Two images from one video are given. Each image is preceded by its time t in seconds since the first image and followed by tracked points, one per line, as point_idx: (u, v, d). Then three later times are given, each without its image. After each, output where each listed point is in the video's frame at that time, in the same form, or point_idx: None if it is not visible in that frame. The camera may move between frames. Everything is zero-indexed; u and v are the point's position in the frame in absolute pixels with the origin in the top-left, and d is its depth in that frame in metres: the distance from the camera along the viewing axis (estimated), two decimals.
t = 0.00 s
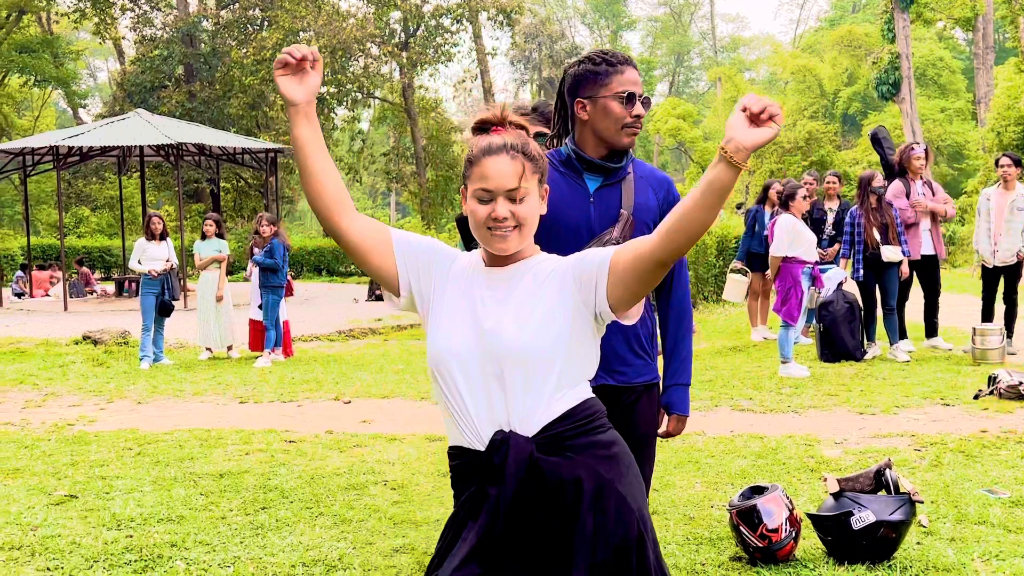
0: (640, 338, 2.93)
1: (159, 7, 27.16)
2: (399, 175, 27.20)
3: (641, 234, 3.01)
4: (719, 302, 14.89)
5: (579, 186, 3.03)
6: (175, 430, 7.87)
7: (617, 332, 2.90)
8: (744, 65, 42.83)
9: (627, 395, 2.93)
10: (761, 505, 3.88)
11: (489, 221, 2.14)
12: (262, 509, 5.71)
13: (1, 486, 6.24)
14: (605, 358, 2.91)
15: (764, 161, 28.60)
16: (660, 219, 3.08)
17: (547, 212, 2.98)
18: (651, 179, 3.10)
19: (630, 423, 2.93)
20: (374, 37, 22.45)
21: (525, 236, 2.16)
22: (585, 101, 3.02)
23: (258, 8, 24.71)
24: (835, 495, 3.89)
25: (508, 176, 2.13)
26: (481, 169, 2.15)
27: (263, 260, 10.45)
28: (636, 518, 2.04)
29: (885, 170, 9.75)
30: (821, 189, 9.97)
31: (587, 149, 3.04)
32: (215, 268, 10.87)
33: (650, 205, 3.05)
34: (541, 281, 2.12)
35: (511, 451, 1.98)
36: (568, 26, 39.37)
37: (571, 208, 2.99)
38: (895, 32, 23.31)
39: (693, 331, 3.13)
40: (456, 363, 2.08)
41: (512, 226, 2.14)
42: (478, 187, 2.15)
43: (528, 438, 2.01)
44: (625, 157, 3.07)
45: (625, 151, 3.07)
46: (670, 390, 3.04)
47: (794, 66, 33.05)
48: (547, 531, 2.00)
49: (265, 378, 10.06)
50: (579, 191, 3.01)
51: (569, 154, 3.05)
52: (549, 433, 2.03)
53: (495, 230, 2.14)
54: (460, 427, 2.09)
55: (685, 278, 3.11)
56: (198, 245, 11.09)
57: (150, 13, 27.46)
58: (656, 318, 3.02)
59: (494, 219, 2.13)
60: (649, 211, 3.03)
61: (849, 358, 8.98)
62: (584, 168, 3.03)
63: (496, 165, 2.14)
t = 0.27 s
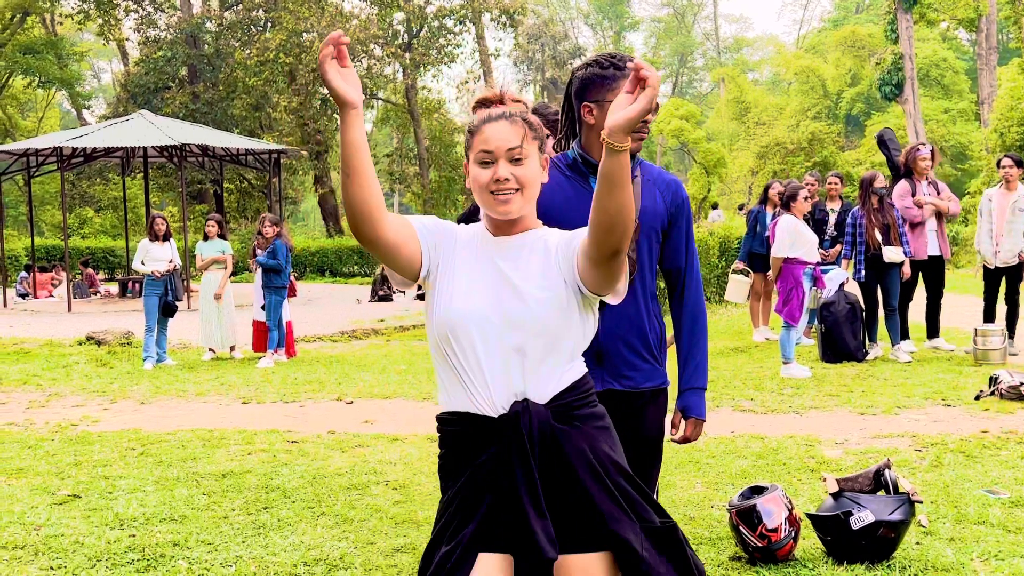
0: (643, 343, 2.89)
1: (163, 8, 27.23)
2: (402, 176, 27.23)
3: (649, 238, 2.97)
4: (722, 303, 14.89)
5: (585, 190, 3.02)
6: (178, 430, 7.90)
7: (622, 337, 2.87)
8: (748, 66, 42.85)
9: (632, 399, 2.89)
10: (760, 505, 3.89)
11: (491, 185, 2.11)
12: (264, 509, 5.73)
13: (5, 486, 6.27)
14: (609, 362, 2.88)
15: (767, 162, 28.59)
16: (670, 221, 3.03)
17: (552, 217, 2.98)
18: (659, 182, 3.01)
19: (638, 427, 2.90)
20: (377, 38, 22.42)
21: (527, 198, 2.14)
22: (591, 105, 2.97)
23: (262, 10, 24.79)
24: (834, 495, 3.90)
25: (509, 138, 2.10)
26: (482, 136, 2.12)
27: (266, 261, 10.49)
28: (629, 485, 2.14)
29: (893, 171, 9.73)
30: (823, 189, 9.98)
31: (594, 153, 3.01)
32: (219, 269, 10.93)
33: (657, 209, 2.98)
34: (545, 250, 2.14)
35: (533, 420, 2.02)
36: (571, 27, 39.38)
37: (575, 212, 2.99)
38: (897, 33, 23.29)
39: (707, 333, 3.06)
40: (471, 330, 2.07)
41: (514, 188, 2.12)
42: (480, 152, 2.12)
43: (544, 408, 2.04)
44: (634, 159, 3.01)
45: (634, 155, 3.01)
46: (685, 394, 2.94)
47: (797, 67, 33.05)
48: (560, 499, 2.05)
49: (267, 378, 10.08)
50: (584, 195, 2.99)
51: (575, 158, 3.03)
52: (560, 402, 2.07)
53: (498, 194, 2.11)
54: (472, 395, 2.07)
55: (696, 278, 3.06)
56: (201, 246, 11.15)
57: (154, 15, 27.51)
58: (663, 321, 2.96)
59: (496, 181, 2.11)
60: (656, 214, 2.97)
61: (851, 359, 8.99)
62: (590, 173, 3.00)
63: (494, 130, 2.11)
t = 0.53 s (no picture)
0: (646, 342, 2.91)
1: (166, 9, 27.28)
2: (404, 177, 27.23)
3: (653, 237, 2.97)
4: (723, 304, 14.88)
5: (589, 189, 3.00)
6: (180, 430, 7.91)
7: (623, 336, 2.88)
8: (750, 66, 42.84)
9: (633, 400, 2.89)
10: (759, 505, 3.89)
11: (488, 175, 2.09)
12: (264, 510, 5.73)
13: (7, 486, 6.28)
14: (611, 363, 2.89)
15: (769, 163, 28.58)
16: (674, 219, 3.02)
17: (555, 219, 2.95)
18: (661, 179, 3.02)
19: (641, 425, 2.90)
20: (379, 39, 22.44)
21: (524, 190, 2.12)
22: (592, 105, 2.97)
23: (264, 11, 24.87)
24: (834, 496, 3.90)
25: (505, 128, 2.08)
26: (479, 126, 2.10)
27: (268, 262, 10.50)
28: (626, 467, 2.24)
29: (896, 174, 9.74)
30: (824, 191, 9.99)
31: (596, 152, 3.00)
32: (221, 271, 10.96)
33: (659, 206, 2.98)
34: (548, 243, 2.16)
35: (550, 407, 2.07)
36: (573, 27, 39.38)
37: (577, 212, 2.98)
38: (899, 34, 23.27)
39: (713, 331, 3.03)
40: (481, 318, 2.08)
41: (511, 178, 2.09)
42: (477, 141, 2.09)
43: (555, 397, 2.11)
44: (635, 158, 3.01)
45: (635, 154, 3.01)
46: (693, 391, 2.91)
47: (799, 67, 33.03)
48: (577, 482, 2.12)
49: (269, 379, 10.08)
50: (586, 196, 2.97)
51: (577, 157, 3.02)
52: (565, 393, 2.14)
53: (497, 186, 2.10)
54: (480, 382, 2.08)
55: (701, 276, 3.05)
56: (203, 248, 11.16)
57: (156, 15, 27.55)
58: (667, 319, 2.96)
59: (494, 171, 2.08)
60: (659, 213, 2.97)
61: (852, 359, 8.99)
62: (593, 172, 2.99)
63: (490, 122, 2.10)
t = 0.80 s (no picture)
0: (646, 340, 2.90)
1: (169, 11, 27.38)
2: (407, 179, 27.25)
3: (655, 233, 2.96)
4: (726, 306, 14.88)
5: (588, 186, 2.98)
6: (182, 431, 7.92)
7: (623, 334, 2.89)
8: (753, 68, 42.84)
9: (633, 398, 2.89)
10: (758, 507, 3.89)
11: (484, 207, 2.15)
12: (264, 511, 5.74)
13: (8, 487, 6.29)
14: (611, 362, 2.89)
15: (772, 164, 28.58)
16: (676, 215, 3.01)
17: (556, 217, 2.95)
18: (663, 176, 3.01)
19: (641, 423, 2.89)
20: (382, 41, 22.51)
21: (517, 221, 2.18)
22: (592, 103, 2.97)
23: (268, 13, 25.03)
24: (833, 498, 3.90)
25: (499, 163, 2.15)
26: (474, 159, 2.18)
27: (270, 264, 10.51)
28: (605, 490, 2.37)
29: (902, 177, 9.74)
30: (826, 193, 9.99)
31: (596, 151, 2.99)
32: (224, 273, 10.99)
33: (661, 203, 2.98)
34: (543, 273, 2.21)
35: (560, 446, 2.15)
36: (576, 29, 39.42)
37: (578, 209, 2.95)
38: (901, 36, 23.28)
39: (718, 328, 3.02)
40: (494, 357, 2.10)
41: (504, 210, 2.15)
42: (471, 175, 2.16)
43: (557, 442, 2.15)
44: (637, 155, 3.01)
45: (636, 152, 3.00)
46: (697, 387, 2.89)
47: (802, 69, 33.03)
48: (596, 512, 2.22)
49: (271, 381, 10.09)
50: (588, 192, 2.96)
51: (577, 154, 3.00)
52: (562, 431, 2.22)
53: (491, 217, 2.16)
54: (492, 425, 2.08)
55: (707, 274, 3.04)
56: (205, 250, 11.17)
57: (159, 17, 27.64)
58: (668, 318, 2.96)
59: (487, 204, 2.15)
60: (661, 209, 2.96)
61: (854, 361, 8.97)
62: (593, 169, 2.98)
63: (485, 156, 2.17)
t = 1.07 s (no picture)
0: (644, 344, 2.90)
1: (172, 13, 27.43)
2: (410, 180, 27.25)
3: (654, 236, 2.96)
4: (728, 309, 14.86)
5: (587, 189, 2.97)
6: (182, 434, 7.92)
7: (619, 339, 2.89)
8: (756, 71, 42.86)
9: (629, 403, 2.89)
10: (757, 510, 3.89)
11: (474, 216, 2.22)
12: (265, 513, 5.74)
13: (9, 490, 6.30)
14: (609, 365, 2.89)
15: (775, 167, 28.50)
16: (676, 218, 3.00)
17: (553, 220, 2.95)
18: (663, 179, 3.00)
19: (637, 426, 2.90)
20: (384, 43, 22.45)
21: (507, 231, 2.24)
22: (587, 105, 2.98)
23: (270, 15, 25.01)
24: (832, 500, 3.89)
25: (492, 175, 2.23)
26: (466, 168, 2.25)
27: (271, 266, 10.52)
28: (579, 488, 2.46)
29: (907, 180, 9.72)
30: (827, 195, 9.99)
31: (592, 152, 2.99)
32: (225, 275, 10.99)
33: (660, 206, 2.97)
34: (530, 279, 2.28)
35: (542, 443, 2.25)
36: (579, 31, 39.41)
37: (575, 213, 2.95)
38: (904, 39, 23.23)
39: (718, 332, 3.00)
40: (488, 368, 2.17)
41: (495, 220, 2.22)
42: (464, 184, 2.23)
43: (541, 444, 2.24)
44: (635, 156, 3.00)
45: (634, 154, 2.99)
46: (693, 390, 2.90)
47: (805, 72, 33.01)
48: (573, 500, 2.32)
49: (272, 383, 10.09)
50: (585, 194, 2.96)
51: (577, 157, 2.99)
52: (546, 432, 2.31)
53: (481, 226, 2.22)
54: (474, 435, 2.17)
55: (706, 276, 3.03)
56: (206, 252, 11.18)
57: (162, 20, 27.69)
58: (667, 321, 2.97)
59: (478, 213, 2.22)
60: (659, 212, 2.95)
61: (855, 364, 8.96)
62: (592, 173, 2.97)
63: (477, 169, 2.24)
